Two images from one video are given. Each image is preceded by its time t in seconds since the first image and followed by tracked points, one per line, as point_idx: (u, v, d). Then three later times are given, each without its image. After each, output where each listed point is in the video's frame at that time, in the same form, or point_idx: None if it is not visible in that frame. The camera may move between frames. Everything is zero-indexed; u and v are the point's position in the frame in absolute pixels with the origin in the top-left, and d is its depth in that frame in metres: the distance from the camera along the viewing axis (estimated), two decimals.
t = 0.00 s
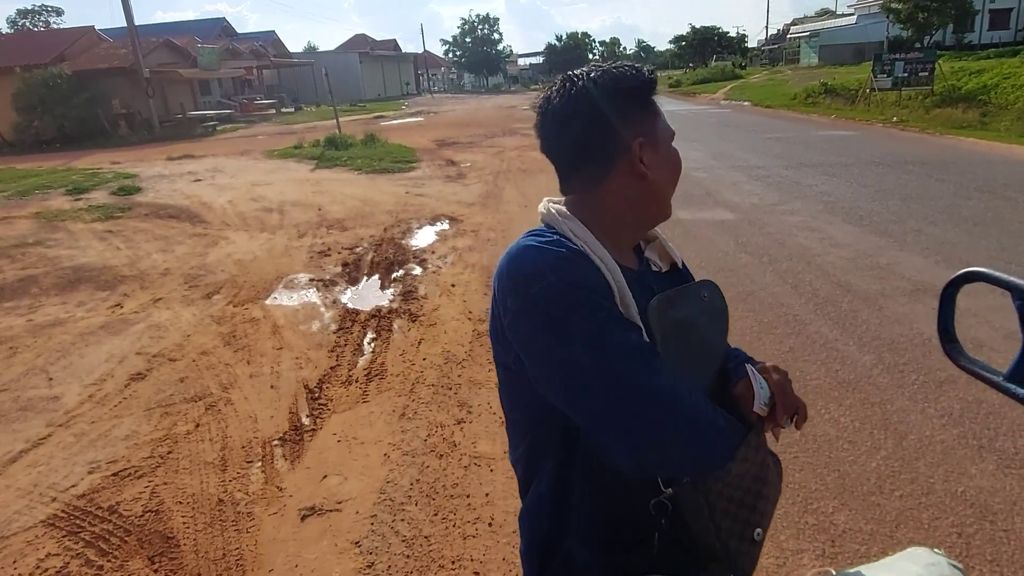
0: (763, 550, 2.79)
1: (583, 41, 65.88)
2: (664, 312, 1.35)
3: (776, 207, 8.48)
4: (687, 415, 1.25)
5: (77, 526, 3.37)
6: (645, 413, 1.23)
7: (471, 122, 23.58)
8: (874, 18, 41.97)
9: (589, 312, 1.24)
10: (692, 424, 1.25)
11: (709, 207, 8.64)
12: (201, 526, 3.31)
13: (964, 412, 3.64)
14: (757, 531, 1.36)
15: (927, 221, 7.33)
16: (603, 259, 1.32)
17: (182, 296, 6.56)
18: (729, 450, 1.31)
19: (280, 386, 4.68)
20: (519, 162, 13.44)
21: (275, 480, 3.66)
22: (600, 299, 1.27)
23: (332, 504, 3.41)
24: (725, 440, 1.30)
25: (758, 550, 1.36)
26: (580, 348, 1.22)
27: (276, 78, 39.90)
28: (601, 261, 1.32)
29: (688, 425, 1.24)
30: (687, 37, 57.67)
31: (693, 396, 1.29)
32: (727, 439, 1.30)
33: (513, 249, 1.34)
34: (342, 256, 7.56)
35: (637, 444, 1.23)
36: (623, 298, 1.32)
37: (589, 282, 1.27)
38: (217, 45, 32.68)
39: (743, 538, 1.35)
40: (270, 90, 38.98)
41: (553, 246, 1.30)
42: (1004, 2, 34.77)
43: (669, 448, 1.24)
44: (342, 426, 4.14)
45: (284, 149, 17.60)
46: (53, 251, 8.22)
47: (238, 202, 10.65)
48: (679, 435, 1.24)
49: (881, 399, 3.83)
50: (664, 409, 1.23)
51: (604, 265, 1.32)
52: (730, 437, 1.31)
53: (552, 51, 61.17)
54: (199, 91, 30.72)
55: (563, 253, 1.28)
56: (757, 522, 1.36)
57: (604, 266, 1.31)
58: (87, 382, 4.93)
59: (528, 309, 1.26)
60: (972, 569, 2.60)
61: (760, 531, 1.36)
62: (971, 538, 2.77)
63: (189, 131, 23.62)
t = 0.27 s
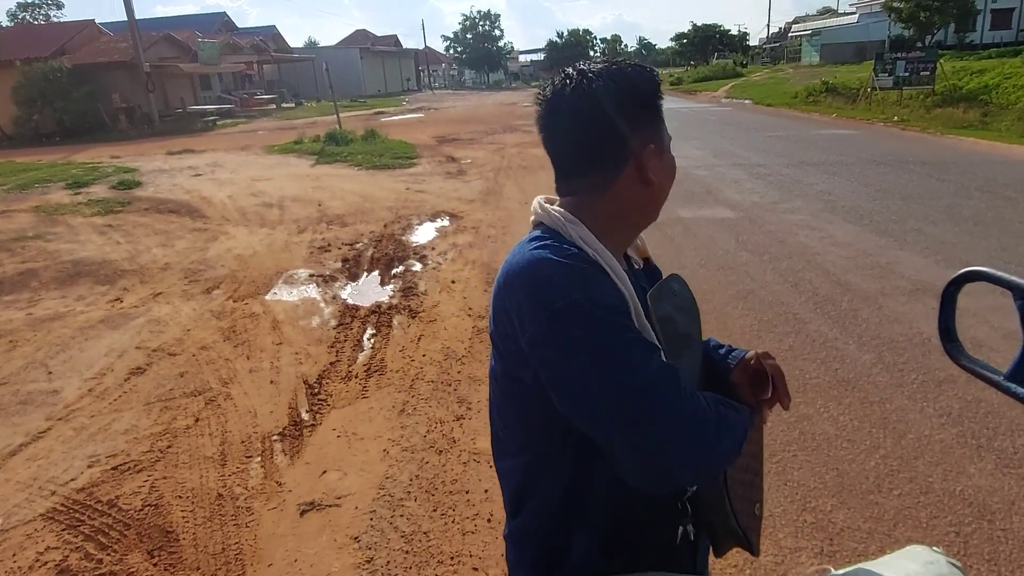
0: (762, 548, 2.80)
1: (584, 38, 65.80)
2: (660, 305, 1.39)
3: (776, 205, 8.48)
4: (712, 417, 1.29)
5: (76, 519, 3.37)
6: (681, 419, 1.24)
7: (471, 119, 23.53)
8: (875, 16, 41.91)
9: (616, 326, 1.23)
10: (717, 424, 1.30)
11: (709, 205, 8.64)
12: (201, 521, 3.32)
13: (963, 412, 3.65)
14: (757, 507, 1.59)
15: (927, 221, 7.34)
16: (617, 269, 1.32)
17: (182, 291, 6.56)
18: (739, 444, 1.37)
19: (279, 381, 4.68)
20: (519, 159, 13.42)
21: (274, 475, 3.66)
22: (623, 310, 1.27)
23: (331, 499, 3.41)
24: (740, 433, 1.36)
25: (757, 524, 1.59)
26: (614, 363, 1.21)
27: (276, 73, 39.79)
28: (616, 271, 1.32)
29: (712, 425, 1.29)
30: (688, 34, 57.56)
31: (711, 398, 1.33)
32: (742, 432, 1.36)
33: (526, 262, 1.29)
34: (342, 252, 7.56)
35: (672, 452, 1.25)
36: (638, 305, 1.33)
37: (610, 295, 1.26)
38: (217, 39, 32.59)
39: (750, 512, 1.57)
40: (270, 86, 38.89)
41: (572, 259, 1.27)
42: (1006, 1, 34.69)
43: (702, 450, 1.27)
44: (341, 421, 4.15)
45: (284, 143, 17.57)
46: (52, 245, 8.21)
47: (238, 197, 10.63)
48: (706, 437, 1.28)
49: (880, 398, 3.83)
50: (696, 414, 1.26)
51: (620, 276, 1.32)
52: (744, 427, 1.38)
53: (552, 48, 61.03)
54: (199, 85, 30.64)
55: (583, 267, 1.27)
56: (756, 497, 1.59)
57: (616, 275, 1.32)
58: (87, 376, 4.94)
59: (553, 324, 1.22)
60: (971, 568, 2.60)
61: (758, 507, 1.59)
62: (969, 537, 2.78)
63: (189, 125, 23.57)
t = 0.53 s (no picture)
0: (759, 543, 2.80)
1: (586, 34, 65.67)
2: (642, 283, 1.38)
3: (777, 202, 8.46)
4: (671, 371, 1.20)
5: (72, 509, 3.37)
6: (625, 376, 1.17)
7: (472, 113, 23.49)
8: (878, 15, 41.85)
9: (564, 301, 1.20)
10: (678, 377, 1.20)
11: (709, 202, 8.62)
12: (198, 511, 3.31)
13: (962, 409, 3.65)
14: (798, 464, 1.37)
15: (928, 219, 7.33)
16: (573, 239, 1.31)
17: (181, 282, 6.55)
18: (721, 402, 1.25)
19: (277, 373, 4.68)
20: (520, 154, 13.41)
21: (271, 466, 3.66)
22: (568, 280, 1.23)
23: (328, 491, 3.41)
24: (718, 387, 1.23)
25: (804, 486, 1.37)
26: (546, 330, 1.17)
27: (278, 66, 39.74)
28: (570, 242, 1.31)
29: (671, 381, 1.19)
30: (690, 31, 57.46)
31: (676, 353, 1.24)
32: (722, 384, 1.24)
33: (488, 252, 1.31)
34: (342, 244, 7.55)
35: (621, 411, 1.17)
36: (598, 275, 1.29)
37: (555, 266, 1.24)
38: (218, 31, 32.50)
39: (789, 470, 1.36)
40: (271, 78, 38.82)
41: (523, 237, 1.28)
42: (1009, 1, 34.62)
43: (657, 408, 1.18)
44: (339, 413, 4.15)
45: (285, 136, 17.55)
46: (51, 235, 8.20)
47: (238, 189, 10.62)
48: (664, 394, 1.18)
49: (879, 395, 3.83)
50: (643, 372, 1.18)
51: (575, 248, 1.30)
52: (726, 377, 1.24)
53: (554, 43, 60.90)
54: (200, 77, 30.58)
55: (530, 243, 1.26)
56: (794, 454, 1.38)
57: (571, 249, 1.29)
58: (84, 366, 4.93)
59: (496, 300, 1.22)
60: (968, 565, 2.60)
61: (801, 465, 1.38)
62: (966, 534, 2.78)
63: (189, 117, 23.54)
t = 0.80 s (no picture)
0: (757, 541, 2.79)
1: (588, 30, 65.57)
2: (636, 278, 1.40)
3: (778, 200, 8.45)
4: (574, 353, 1.16)
5: (69, 500, 3.36)
6: (515, 352, 1.17)
7: (473, 109, 23.46)
8: (880, 14, 41.82)
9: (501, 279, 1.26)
10: (574, 359, 1.16)
11: (710, 199, 8.61)
12: (194, 504, 3.30)
13: (962, 409, 3.64)
14: (797, 467, 1.24)
15: (929, 219, 7.32)
16: (551, 215, 1.36)
17: (180, 274, 6.53)
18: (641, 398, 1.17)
19: (276, 366, 4.66)
20: (521, 149, 13.38)
21: (269, 459, 3.65)
22: (504, 257, 1.28)
23: (325, 485, 3.40)
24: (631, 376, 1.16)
25: (803, 489, 1.24)
26: (462, 298, 1.24)
27: (279, 59, 39.65)
28: (537, 226, 1.37)
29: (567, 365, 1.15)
30: (693, 28, 57.40)
31: (595, 339, 1.19)
32: (643, 376, 1.16)
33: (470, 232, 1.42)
34: (341, 238, 7.53)
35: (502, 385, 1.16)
36: (562, 257, 1.32)
37: (504, 243, 1.30)
38: (220, 23, 32.42)
39: (784, 474, 1.23)
40: (272, 71, 38.76)
41: (492, 218, 1.37)
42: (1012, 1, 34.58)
43: (547, 387, 1.15)
44: (337, 407, 4.13)
45: (285, 129, 17.51)
46: (50, 226, 8.18)
47: (238, 182, 10.60)
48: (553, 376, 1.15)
49: (879, 394, 3.82)
50: (538, 350, 1.17)
51: (547, 227, 1.35)
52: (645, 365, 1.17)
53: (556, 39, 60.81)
54: (200, 70, 30.51)
55: (494, 223, 1.35)
56: (792, 456, 1.24)
57: (543, 225, 1.36)
58: (82, 357, 4.91)
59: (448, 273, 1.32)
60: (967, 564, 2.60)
61: (800, 466, 1.24)
62: (966, 534, 2.77)
63: (190, 109, 23.49)
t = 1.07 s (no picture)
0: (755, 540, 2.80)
1: (589, 29, 65.56)
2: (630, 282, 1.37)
3: (777, 200, 8.45)
4: (516, 348, 1.19)
5: (69, 496, 3.37)
6: (464, 342, 1.22)
7: (474, 106, 23.47)
8: (881, 14, 41.87)
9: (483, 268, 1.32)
10: (513, 354, 1.19)
11: (710, 199, 8.61)
12: (194, 500, 3.31)
13: (959, 410, 3.65)
14: (740, 490, 1.16)
15: (927, 220, 7.33)
16: (554, 211, 1.39)
17: (180, 271, 6.54)
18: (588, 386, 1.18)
19: (275, 363, 4.67)
20: (521, 147, 13.39)
21: (269, 456, 3.66)
22: (488, 250, 1.33)
23: (325, 482, 3.41)
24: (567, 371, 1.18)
25: (745, 515, 1.15)
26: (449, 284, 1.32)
27: (279, 56, 39.63)
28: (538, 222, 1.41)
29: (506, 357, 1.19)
30: (693, 28, 57.43)
31: (541, 333, 1.21)
32: (580, 374, 1.18)
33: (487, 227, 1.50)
34: (342, 235, 7.54)
35: (448, 371, 1.22)
36: (554, 256, 1.34)
37: (500, 238, 1.35)
38: (220, 19, 32.40)
39: (722, 496, 1.15)
40: (272, 67, 38.75)
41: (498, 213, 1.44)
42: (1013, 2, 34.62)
43: (486, 381, 1.20)
44: (336, 405, 4.14)
45: (285, 126, 17.52)
46: (50, 221, 8.18)
47: (238, 179, 10.60)
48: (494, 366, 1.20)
49: (877, 394, 3.84)
50: (485, 341, 1.22)
51: (547, 222, 1.38)
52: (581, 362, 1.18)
53: (557, 37, 60.80)
54: (201, 66, 30.49)
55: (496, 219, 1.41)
56: (738, 479, 1.16)
57: (544, 220, 1.39)
58: (82, 353, 4.92)
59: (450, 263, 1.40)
60: (962, 564, 2.61)
61: (745, 491, 1.16)
62: (962, 534, 2.79)
63: (190, 105, 23.48)
